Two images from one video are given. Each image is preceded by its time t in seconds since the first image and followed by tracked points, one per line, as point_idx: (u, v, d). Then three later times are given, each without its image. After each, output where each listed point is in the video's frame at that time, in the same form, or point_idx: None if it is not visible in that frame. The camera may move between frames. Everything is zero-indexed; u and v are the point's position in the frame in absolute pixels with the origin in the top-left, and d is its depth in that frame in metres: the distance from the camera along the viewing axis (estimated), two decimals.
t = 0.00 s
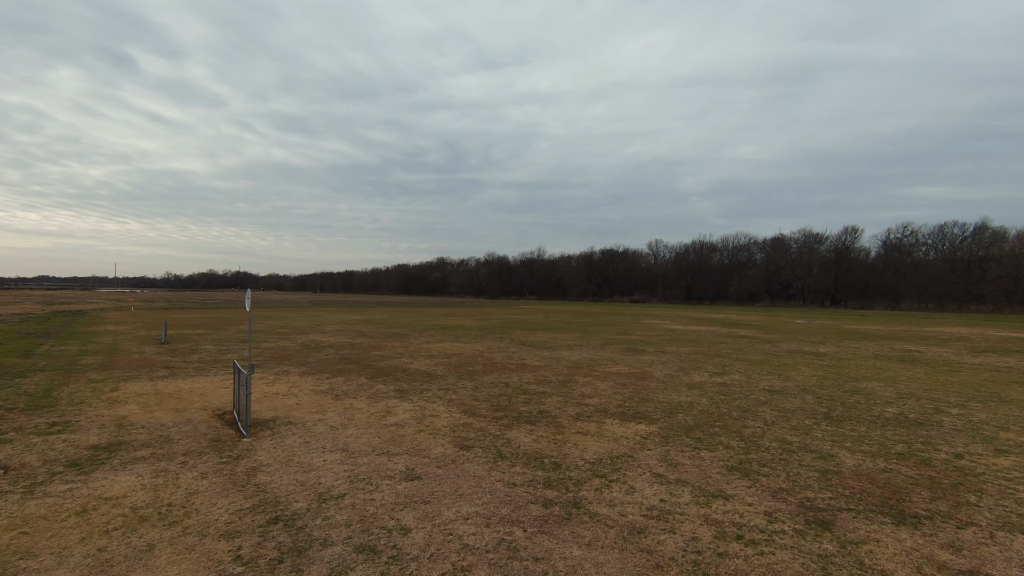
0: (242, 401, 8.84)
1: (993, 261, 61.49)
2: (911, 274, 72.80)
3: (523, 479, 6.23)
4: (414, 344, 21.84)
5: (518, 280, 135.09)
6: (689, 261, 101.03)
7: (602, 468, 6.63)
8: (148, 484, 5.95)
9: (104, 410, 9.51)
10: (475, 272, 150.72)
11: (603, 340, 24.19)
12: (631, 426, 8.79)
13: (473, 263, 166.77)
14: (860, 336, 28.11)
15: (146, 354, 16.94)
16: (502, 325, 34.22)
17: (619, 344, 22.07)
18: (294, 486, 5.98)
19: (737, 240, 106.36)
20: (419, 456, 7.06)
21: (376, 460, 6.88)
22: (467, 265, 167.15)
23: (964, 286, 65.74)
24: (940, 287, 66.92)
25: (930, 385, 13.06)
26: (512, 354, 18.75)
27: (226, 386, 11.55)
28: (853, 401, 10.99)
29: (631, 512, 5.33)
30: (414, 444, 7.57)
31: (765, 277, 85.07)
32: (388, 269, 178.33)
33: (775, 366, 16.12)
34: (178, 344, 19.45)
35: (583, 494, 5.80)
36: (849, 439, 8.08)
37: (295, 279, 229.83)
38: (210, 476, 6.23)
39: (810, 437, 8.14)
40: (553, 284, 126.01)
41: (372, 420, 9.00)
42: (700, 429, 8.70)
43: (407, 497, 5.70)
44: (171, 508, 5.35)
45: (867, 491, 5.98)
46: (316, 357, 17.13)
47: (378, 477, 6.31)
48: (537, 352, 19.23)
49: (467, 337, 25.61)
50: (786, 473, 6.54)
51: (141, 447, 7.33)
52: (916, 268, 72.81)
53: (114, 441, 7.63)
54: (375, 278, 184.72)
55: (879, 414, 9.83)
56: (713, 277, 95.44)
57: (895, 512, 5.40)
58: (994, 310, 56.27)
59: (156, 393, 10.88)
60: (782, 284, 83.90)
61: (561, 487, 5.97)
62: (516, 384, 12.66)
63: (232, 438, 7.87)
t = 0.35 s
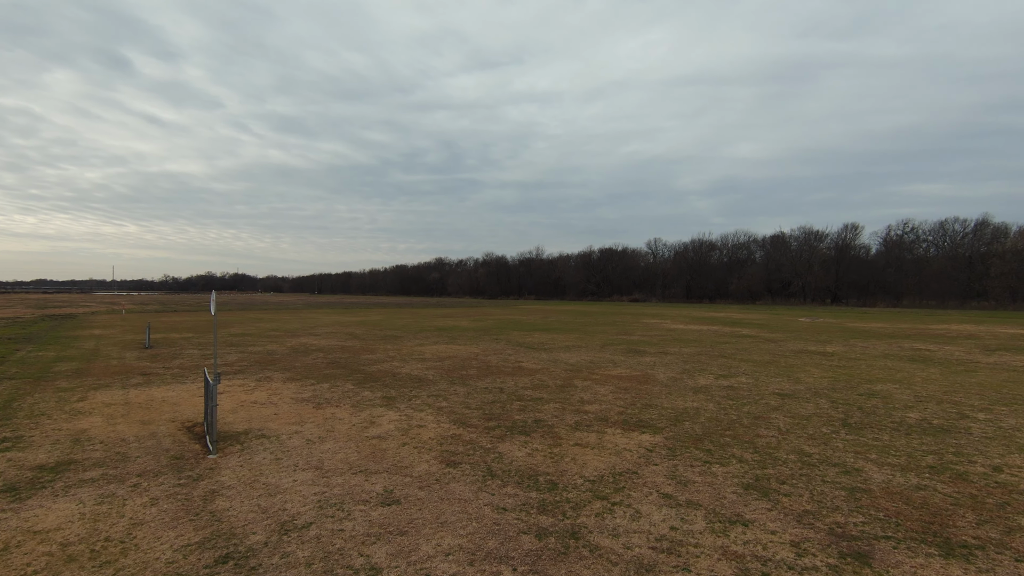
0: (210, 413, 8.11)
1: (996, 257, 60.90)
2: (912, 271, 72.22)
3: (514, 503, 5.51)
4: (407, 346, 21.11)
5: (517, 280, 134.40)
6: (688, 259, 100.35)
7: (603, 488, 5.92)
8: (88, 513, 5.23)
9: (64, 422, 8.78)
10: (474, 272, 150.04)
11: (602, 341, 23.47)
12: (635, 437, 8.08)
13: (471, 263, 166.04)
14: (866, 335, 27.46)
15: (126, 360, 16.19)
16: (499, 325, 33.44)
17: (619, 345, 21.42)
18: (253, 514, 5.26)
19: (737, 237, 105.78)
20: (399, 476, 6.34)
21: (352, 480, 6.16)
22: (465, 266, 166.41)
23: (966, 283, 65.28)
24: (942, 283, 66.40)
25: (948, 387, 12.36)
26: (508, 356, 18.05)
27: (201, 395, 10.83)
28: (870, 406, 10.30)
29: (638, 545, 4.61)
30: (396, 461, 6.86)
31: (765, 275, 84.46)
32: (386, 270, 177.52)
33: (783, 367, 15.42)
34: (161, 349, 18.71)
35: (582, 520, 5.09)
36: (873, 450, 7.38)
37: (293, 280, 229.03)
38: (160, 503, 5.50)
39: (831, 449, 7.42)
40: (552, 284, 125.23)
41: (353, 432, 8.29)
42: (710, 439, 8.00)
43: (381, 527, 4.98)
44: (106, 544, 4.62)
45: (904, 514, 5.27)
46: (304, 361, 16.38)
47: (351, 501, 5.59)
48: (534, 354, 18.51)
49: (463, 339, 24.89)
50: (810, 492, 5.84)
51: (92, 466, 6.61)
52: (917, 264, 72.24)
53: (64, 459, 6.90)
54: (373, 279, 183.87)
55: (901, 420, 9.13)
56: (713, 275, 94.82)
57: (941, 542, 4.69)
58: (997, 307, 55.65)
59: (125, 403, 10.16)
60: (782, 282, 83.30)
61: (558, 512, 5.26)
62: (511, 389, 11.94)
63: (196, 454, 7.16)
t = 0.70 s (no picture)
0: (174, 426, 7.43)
1: (1008, 253, 59.66)
2: (922, 267, 70.96)
3: (500, 535, 4.77)
4: (404, 349, 20.43)
5: (520, 280, 133.67)
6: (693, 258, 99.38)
7: (602, 515, 5.16)
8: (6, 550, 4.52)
9: (21, 436, 8.12)
10: (477, 272, 149.42)
11: (606, 342, 22.71)
12: (639, 451, 7.32)
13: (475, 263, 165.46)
14: (878, 333, 26.58)
15: (108, 365, 15.55)
16: (500, 326, 32.70)
17: (623, 347, 20.63)
18: (196, 551, 4.54)
19: (742, 235, 104.66)
20: (372, 500, 5.61)
21: (317, 506, 5.44)
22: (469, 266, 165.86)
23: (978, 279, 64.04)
24: (954, 279, 65.16)
25: (976, 390, 11.53)
26: (507, 359, 17.32)
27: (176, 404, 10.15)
28: (895, 413, 9.49)
29: None
30: (372, 481, 6.13)
31: (772, 273, 83.34)
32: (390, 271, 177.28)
33: (797, 370, 14.60)
34: (148, 353, 18.08)
35: (577, 559, 4.33)
36: (906, 465, 6.60)
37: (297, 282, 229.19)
38: (93, 536, 4.79)
39: (859, 465, 6.63)
40: (556, 284, 124.42)
41: (330, 446, 7.57)
42: (723, 453, 7.23)
43: (341, 568, 4.25)
44: None
45: (955, 549, 4.49)
46: (293, 366, 15.70)
47: (312, 533, 4.86)
48: (534, 357, 17.77)
49: (462, 340, 24.20)
50: (841, 520, 5.06)
51: (32, 489, 5.92)
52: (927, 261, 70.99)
53: (4, 480, 6.22)
54: (377, 280, 183.67)
55: (932, 429, 8.33)
56: (718, 273, 93.74)
57: None
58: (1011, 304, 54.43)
59: (92, 414, 9.49)
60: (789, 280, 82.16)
61: (549, 549, 4.50)
62: (507, 396, 11.21)
63: (152, 474, 6.47)
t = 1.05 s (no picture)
0: (117, 438, 6.70)
1: None
2: (934, 269, 69.49)
3: None
4: (397, 351, 19.71)
5: (525, 279, 132.87)
6: (700, 258, 98.17)
7: (584, 556, 4.38)
8: None
9: None
10: (482, 271, 148.70)
11: (607, 344, 21.89)
12: (634, 471, 6.52)
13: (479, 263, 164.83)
14: (892, 337, 25.59)
15: (85, 366, 14.90)
16: (501, 327, 31.95)
17: (625, 350, 19.79)
18: None
19: (750, 235, 103.33)
20: (321, 530, 4.85)
21: (255, 538, 4.69)
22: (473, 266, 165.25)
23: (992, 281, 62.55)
24: (967, 281, 63.67)
25: (1003, 400, 10.65)
26: (503, 362, 16.55)
27: (138, 411, 9.44)
28: (919, 427, 8.65)
29: None
30: (327, 506, 5.38)
31: (780, 274, 82.07)
32: (395, 270, 177.07)
33: (808, 377, 13.74)
34: (131, 354, 17.45)
35: None
36: (938, 492, 5.78)
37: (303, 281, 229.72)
38: None
39: (885, 492, 5.81)
40: (560, 284, 123.56)
41: (291, 461, 6.82)
42: (728, 473, 6.44)
43: None
44: None
45: None
46: (278, 367, 15.02)
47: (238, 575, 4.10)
48: (531, 360, 16.99)
49: (459, 341, 23.47)
50: (868, 564, 4.26)
51: None
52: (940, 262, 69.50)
53: None
54: (381, 279, 183.49)
55: (963, 447, 7.48)
56: (725, 274, 92.47)
57: None
58: None
59: (46, 421, 8.81)
60: (798, 281, 80.84)
61: None
62: (496, 403, 10.46)
63: (83, 494, 5.75)
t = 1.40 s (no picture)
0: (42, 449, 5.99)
1: None
2: (951, 272, 67.62)
3: None
4: (389, 351, 19.00)
5: (532, 279, 131.97)
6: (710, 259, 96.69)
7: None
8: None
9: None
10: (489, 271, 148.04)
11: (609, 347, 21.03)
12: (621, 498, 5.68)
13: (487, 262, 164.21)
14: (910, 343, 24.44)
15: (61, 363, 14.32)
16: (502, 327, 31.15)
17: (626, 353, 18.92)
18: None
19: (761, 237, 101.61)
20: (239, 571, 4.08)
21: None
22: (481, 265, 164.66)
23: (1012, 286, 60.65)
24: (986, 285, 61.81)
25: None
26: (497, 364, 15.78)
27: (93, 414, 8.77)
28: (946, 447, 7.74)
29: None
30: (256, 537, 4.61)
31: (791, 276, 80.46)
32: (402, 268, 177.04)
33: (821, 387, 12.78)
34: (114, 350, 16.88)
35: None
36: (978, 533, 4.90)
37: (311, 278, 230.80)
38: None
39: (914, 532, 4.92)
40: (568, 284, 122.54)
41: (236, 476, 6.07)
42: (729, 503, 5.59)
43: None
44: None
45: None
46: (259, 367, 14.33)
47: None
48: (527, 363, 16.18)
49: (456, 342, 22.71)
50: None
51: None
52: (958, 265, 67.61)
53: None
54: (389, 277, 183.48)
55: (999, 473, 6.58)
56: (735, 276, 90.94)
57: None
58: None
59: None
60: (810, 284, 79.18)
61: None
62: (480, 411, 9.67)
63: None
